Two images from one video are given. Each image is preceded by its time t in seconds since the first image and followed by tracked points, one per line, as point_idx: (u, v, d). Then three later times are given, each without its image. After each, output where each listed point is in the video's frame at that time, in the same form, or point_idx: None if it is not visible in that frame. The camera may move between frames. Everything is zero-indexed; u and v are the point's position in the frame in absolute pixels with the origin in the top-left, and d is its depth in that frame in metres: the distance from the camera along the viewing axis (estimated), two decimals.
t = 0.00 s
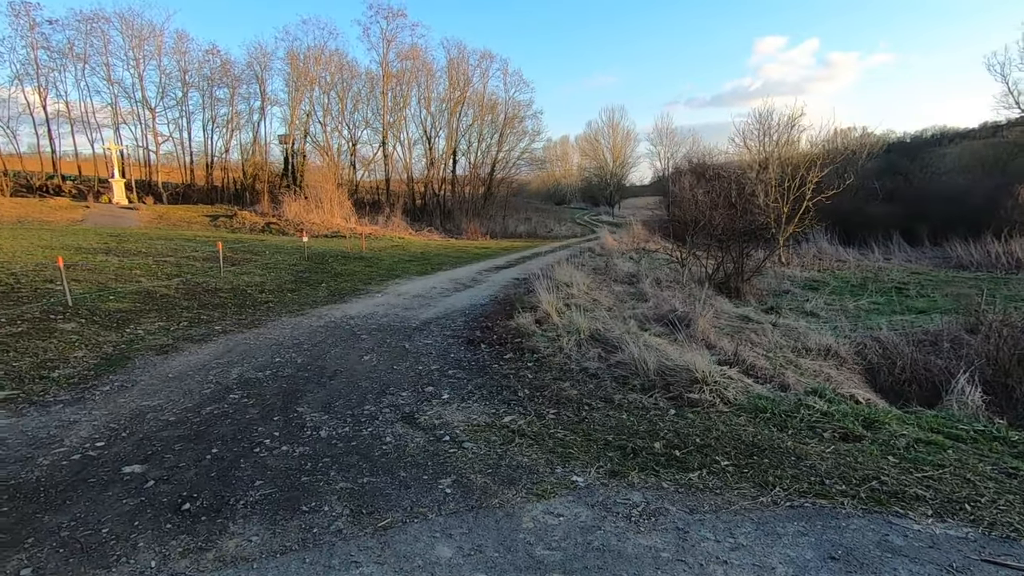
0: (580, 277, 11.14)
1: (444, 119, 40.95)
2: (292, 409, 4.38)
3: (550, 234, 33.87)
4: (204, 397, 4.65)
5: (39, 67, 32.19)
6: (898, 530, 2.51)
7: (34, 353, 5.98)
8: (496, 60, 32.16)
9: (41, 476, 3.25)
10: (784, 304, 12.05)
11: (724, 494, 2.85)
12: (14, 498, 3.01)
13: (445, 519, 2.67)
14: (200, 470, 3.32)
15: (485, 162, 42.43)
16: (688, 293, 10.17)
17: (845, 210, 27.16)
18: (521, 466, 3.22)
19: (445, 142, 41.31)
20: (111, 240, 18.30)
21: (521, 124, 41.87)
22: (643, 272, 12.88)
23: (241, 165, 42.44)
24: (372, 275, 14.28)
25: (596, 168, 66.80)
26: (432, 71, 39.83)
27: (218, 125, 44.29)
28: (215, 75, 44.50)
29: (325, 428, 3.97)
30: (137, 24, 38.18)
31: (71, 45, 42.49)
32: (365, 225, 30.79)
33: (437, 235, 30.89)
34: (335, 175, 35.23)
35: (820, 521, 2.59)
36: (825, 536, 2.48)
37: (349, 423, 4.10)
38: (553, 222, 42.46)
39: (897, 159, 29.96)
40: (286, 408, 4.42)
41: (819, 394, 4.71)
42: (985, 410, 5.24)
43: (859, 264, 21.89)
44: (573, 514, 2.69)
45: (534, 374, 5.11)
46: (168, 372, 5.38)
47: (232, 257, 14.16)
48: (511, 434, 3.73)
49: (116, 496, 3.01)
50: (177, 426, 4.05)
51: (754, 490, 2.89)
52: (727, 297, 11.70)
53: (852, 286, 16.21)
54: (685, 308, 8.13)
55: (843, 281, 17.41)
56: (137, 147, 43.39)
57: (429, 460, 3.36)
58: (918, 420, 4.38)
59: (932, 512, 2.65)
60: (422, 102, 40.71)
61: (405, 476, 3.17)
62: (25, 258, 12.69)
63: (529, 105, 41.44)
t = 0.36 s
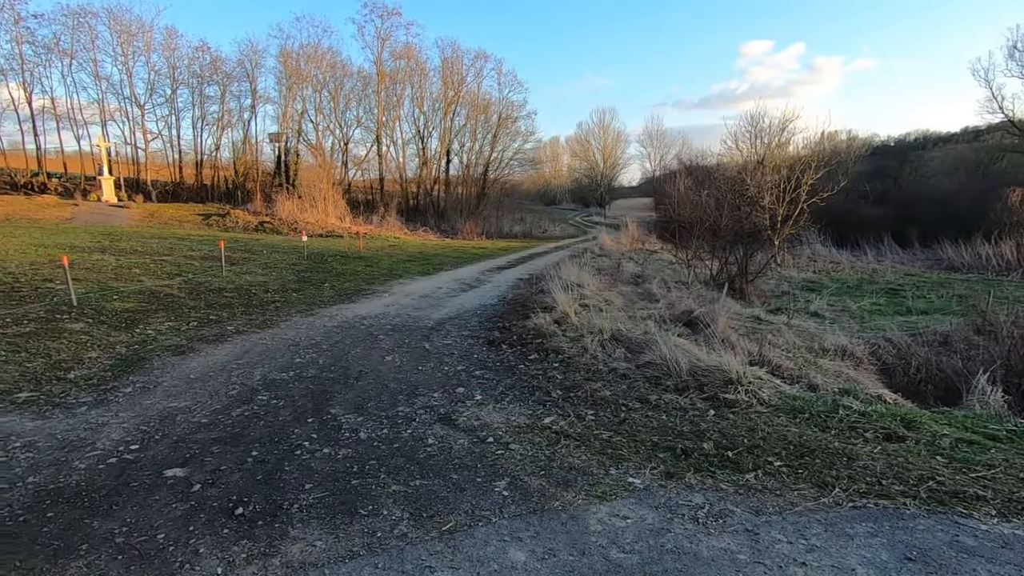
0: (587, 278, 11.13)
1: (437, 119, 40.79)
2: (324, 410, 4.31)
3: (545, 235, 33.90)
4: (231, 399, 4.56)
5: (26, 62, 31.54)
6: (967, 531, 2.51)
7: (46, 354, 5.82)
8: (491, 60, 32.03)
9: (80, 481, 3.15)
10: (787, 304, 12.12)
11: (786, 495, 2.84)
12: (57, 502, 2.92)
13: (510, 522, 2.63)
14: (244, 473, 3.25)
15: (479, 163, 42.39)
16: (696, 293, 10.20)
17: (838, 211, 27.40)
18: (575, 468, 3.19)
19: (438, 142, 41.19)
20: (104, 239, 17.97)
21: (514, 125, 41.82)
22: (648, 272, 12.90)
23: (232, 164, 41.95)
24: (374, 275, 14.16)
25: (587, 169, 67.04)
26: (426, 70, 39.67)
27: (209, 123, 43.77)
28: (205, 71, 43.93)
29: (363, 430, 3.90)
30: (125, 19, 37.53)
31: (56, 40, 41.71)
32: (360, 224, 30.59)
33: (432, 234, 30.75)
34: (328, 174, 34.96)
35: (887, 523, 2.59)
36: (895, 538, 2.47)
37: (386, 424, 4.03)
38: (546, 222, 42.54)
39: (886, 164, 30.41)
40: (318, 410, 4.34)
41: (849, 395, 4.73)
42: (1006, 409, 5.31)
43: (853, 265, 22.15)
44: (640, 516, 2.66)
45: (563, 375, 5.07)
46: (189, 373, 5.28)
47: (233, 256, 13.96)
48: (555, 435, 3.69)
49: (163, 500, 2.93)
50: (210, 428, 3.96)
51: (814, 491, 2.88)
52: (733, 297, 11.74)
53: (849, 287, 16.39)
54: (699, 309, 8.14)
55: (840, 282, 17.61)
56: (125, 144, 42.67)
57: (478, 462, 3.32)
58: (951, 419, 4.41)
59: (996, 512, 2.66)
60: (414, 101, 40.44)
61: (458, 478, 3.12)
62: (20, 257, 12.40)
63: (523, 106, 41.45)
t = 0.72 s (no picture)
0: (605, 278, 11.09)
1: (440, 120, 40.66)
2: (371, 411, 4.28)
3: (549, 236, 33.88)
4: (275, 400, 4.52)
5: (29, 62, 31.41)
6: None
7: (78, 355, 5.76)
8: (495, 60, 31.99)
9: (143, 483, 3.12)
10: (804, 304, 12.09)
11: (863, 497, 2.81)
12: (125, 505, 2.88)
13: (591, 525, 2.60)
14: (306, 475, 3.22)
15: (481, 163, 42.32)
16: (717, 293, 10.16)
17: (843, 212, 27.29)
18: (641, 470, 3.16)
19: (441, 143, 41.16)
20: (113, 239, 17.90)
21: (517, 126, 41.79)
22: (663, 273, 12.86)
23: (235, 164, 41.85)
24: (388, 276, 14.12)
25: (588, 170, 67.12)
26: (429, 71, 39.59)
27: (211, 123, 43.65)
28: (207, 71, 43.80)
29: (415, 431, 3.86)
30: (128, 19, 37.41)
31: (59, 41, 41.60)
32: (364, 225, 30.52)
33: (437, 235, 30.68)
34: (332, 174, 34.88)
35: (973, 525, 2.56)
36: (986, 540, 2.44)
37: (437, 425, 3.99)
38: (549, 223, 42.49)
39: (890, 165, 30.42)
40: (364, 411, 4.30)
41: (895, 395, 4.71)
42: None
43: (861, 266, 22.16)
44: (721, 519, 2.63)
45: (605, 376, 5.03)
46: (225, 374, 5.23)
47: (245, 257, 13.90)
48: (612, 436, 3.66)
49: (230, 503, 2.89)
50: (260, 429, 3.92)
51: (891, 493, 2.86)
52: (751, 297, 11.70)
53: (860, 288, 16.39)
54: (725, 309, 8.10)
55: (850, 283, 17.60)
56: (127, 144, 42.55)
57: (541, 464, 3.28)
58: (1001, 419, 4.38)
59: None
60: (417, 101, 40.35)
61: (525, 480, 3.08)
62: (33, 258, 12.34)
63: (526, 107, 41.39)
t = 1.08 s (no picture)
0: (627, 276, 11.01)
1: (449, 118, 40.52)
2: (416, 409, 4.23)
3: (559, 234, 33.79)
4: (317, 397, 4.48)
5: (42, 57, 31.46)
6: None
7: (113, 350, 5.75)
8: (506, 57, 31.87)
9: (201, 480, 3.08)
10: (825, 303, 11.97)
11: (940, 501, 2.75)
12: (187, 502, 2.85)
13: (666, 527, 2.55)
14: (364, 473, 3.17)
15: (489, 161, 42.22)
16: (741, 291, 10.07)
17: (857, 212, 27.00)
18: (705, 471, 3.10)
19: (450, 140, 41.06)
20: (129, 235, 17.92)
21: (526, 124, 41.65)
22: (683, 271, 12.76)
23: (245, 161, 41.89)
24: (405, 273, 14.09)
25: (594, 168, 67.00)
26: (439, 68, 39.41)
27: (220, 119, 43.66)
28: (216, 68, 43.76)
29: (466, 429, 3.82)
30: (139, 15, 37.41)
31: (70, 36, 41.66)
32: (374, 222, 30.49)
33: (447, 233, 30.62)
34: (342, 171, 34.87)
35: None
36: None
37: (485, 424, 3.94)
38: (557, 221, 42.40)
39: (903, 164, 30.17)
40: (409, 409, 4.25)
41: (944, 396, 4.62)
42: None
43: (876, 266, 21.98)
44: (799, 522, 2.57)
45: (647, 374, 4.97)
46: (262, 371, 5.21)
47: (263, 252, 13.89)
48: (667, 436, 3.60)
49: (293, 500, 2.85)
50: (308, 426, 3.88)
51: (967, 496, 2.79)
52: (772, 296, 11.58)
53: (878, 287, 16.24)
54: (754, 308, 8.01)
55: (866, 283, 17.45)
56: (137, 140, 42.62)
57: (601, 464, 3.23)
58: None
59: None
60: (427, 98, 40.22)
61: (588, 481, 3.03)
62: (53, 253, 12.35)
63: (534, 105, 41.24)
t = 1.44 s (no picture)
0: (632, 274, 10.97)
1: (443, 117, 40.27)
2: (443, 413, 4.16)
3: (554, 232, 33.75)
4: (340, 401, 4.40)
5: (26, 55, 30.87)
6: None
7: (122, 355, 5.62)
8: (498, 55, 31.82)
9: (235, 491, 2.99)
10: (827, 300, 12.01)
11: (991, 502, 2.72)
12: (223, 515, 2.76)
13: (723, 534, 2.50)
14: (402, 481, 3.10)
15: (482, 159, 42.13)
16: (747, 289, 10.07)
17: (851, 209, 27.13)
18: (751, 474, 3.06)
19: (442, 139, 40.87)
20: (120, 236, 17.64)
21: (518, 122, 41.58)
22: (686, 270, 12.77)
23: (236, 160, 41.43)
24: (405, 273, 13.99)
25: (586, 166, 67.22)
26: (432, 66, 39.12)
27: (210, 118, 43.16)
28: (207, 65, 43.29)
29: (498, 434, 3.76)
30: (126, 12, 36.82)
31: (56, 34, 40.99)
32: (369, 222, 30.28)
33: (443, 232, 30.48)
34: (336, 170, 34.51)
35: None
36: None
37: (516, 428, 3.89)
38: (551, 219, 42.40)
39: (895, 160, 30.43)
40: (435, 413, 4.18)
41: (968, 393, 4.62)
42: None
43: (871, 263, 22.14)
44: (856, 527, 2.53)
45: (671, 375, 4.93)
46: (279, 375, 5.12)
47: (262, 253, 13.73)
48: (704, 439, 3.56)
49: (334, 511, 2.77)
50: (335, 433, 3.79)
51: (1016, 497, 2.77)
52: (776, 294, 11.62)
53: (875, 284, 16.36)
54: (766, 306, 7.97)
55: (863, 279, 17.60)
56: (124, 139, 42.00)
57: (642, 468, 3.18)
58: None
59: None
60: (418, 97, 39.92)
61: (633, 486, 2.98)
62: (48, 255, 12.12)
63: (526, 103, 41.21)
